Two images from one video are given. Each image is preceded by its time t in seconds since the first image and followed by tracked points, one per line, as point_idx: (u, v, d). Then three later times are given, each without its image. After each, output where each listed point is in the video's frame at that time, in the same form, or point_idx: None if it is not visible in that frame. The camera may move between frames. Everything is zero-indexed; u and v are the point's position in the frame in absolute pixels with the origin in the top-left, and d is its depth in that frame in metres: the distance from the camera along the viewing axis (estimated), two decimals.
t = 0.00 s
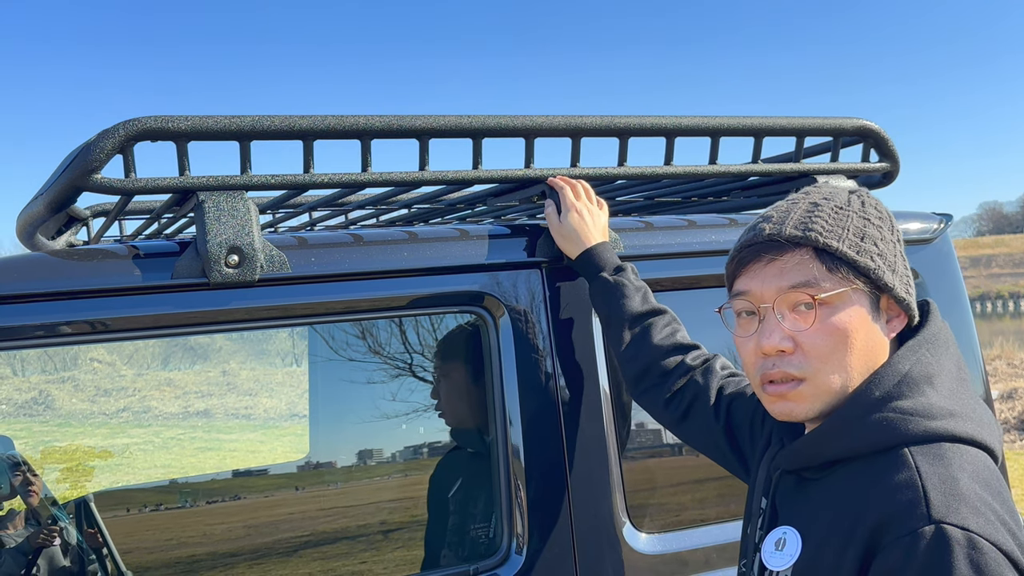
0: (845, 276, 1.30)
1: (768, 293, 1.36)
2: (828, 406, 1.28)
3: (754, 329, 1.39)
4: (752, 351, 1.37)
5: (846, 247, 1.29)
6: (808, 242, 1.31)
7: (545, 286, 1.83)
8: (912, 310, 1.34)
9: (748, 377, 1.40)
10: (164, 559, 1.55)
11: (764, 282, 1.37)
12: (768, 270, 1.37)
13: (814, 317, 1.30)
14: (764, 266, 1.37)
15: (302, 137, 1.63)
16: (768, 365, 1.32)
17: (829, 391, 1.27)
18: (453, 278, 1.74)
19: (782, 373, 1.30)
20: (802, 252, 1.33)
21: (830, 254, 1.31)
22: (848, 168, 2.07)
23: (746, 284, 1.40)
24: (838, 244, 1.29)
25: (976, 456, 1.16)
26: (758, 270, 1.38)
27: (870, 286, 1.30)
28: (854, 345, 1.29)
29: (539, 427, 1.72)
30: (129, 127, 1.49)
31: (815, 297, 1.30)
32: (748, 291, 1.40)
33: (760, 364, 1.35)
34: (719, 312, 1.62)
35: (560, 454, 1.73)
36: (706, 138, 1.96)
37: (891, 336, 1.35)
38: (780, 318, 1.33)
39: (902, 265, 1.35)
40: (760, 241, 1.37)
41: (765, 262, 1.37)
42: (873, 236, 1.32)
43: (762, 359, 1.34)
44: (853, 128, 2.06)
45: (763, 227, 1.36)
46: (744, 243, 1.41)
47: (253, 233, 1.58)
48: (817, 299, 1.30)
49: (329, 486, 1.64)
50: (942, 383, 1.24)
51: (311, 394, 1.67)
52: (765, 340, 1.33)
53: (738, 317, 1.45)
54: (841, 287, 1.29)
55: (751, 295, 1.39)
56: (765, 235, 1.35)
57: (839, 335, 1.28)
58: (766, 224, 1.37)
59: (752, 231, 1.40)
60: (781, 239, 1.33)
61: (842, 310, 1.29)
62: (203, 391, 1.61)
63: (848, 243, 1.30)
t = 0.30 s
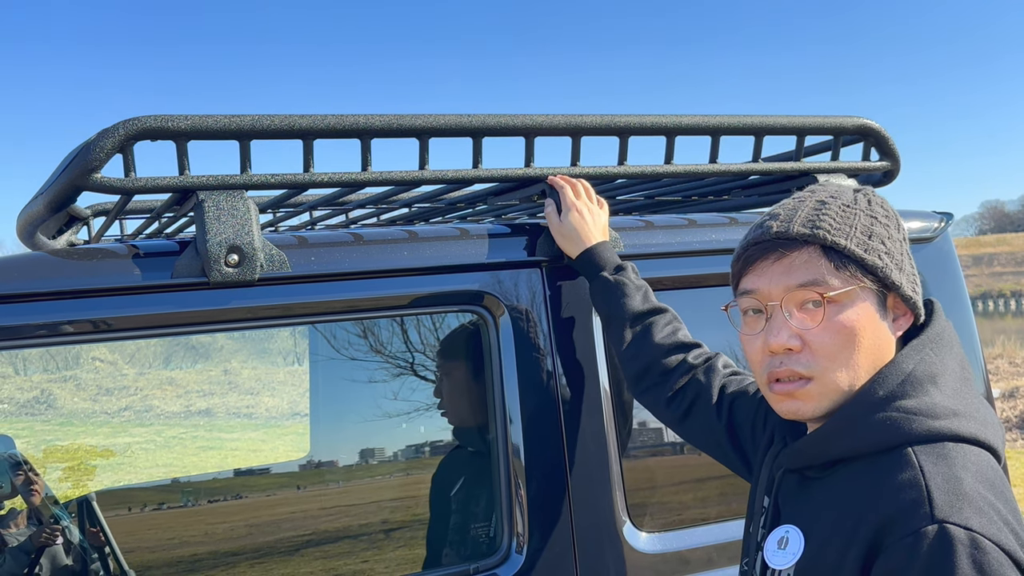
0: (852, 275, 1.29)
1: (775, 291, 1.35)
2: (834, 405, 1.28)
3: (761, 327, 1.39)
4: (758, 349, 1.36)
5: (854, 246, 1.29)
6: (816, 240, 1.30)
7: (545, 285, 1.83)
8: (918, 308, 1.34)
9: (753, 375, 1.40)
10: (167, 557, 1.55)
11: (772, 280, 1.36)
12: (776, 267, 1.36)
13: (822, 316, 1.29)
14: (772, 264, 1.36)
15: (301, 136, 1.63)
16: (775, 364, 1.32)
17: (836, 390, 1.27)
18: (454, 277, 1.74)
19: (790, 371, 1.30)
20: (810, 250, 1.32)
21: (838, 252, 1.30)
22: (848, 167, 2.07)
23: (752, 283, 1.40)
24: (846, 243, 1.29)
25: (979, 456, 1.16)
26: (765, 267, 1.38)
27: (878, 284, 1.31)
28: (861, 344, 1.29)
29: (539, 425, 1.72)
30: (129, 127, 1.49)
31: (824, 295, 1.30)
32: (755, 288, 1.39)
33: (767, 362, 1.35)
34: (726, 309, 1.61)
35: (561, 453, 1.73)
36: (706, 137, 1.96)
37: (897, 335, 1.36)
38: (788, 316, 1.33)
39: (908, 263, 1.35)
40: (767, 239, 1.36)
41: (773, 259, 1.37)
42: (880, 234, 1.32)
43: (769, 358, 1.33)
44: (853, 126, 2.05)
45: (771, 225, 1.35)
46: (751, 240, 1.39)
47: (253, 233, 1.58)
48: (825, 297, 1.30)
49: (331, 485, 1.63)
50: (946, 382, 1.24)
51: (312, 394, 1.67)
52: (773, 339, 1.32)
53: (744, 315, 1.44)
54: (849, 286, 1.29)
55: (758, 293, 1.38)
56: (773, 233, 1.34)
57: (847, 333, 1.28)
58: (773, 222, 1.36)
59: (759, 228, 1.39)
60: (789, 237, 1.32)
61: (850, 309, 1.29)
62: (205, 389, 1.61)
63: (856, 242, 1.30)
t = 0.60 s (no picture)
0: (857, 272, 1.29)
1: (780, 289, 1.35)
2: (839, 403, 1.28)
3: (765, 325, 1.39)
4: (763, 347, 1.36)
5: (859, 243, 1.29)
6: (821, 238, 1.30)
7: (545, 284, 1.83)
8: (921, 306, 1.34)
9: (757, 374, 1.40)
10: (168, 557, 1.55)
11: (776, 278, 1.36)
12: (780, 265, 1.36)
13: (827, 313, 1.29)
14: (776, 262, 1.36)
15: (301, 135, 1.63)
16: (780, 362, 1.32)
17: (841, 387, 1.27)
18: (454, 276, 1.74)
19: (795, 369, 1.30)
20: (814, 248, 1.32)
21: (843, 250, 1.30)
22: (848, 166, 2.06)
23: (757, 281, 1.39)
24: (851, 240, 1.29)
25: (982, 454, 1.16)
26: (770, 266, 1.37)
27: (882, 282, 1.30)
28: (866, 342, 1.28)
29: (539, 424, 1.72)
30: (128, 126, 1.49)
31: (828, 293, 1.29)
32: (759, 287, 1.39)
33: (771, 360, 1.35)
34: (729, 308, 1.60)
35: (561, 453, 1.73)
36: (706, 135, 1.96)
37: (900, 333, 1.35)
38: (793, 314, 1.33)
39: (912, 260, 1.35)
40: (771, 237, 1.36)
41: (777, 258, 1.36)
42: (884, 232, 1.32)
43: (773, 356, 1.33)
44: (854, 125, 2.05)
45: (774, 223, 1.35)
46: (755, 239, 1.39)
47: (253, 232, 1.57)
48: (830, 295, 1.29)
49: (331, 484, 1.63)
50: (949, 380, 1.24)
51: (313, 393, 1.67)
52: (777, 337, 1.32)
53: (748, 313, 1.44)
54: (853, 283, 1.29)
55: (762, 292, 1.38)
56: (777, 231, 1.34)
57: (851, 331, 1.27)
58: (777, 220, 1.35)
59: (762, 226, 1.38)
60: (793, 235, 1.32)
61: (855, 307, 1.28)
62: (206, 389, 1.61)
63: (860, 239, 1.29)
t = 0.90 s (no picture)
0: (861, 272, 1.29)
1: (784, 289, 1.35)
2: (843, 402, 1.28)
3: (769, 324, 1.39)
4: (767, 347, 1.36)
5: (863, 243, 1.29)
6: (825, 237, 1.30)
7: (546, 283, 1.83)
8: (926, 305, 1.34)
9: (762, 373, 1.40)
10: (168, 556, 1.55)
11: (780, 277, 1.36)
12: (784, 265, 1.36)
13: (831, 313, 1.29)
14: (780, 262, 1.36)
15: (302, 135, 1.63)
16: (784, 361, 1.32)
17: (846, 387, 1.27)
18: (454, 275, 1.74)
19: (799, 369, 1.30)
20: (818, 247, 1.32)
21: (847, 249, 1.30)
22: (849, 165, 2.06)
23: (761, 280, 1.39)
24: (855, 239, 1.28)
25: (988, 453, 1.16)
26: (774, 265, 1.37)
27: (886, 281, 1.30)
28: (870, 341, 1.28)
29: (540, 423, 1.72)
30: (129, 126, 1.49)
31: (832, 292, 1.29)
32: (763, 286, 1.38)
33: (775, 360, 1.35)
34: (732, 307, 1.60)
35: (563, 452, 1.73)
36: (707, 135, 1.96)
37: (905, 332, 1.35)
38: (797, 314, 1.33)
39: (916, 259, 1.35)
40: (775, 236, 1.36)
41: (781, 257, 1.36)
42: (888, 231, 1.32)
43: (778, 355, 1.33)
44: (854, 124, 2.05)
45: (779, 222, 1.35)
46: (759, 238, 1.39)
47: (253, 231, 1.57)
48: (834, 295, 1.29)
49: (332, 483, 1.63)
50: (955, 379, 1.24)
51: (314, 392, 1.67)
52: (781, 336, 1.32)
53: (751, 312, 1.44)
54: (857, 282, 1.29)
55: (766, 291, 1.38)
56: (781, 231, 1.33)
57: (856, 330, 1.27)
58: (781, 219, 1.35)
59: (767, 226, 1.38)
60: (797, 234, 1.32)
61: (859, 306, 1.28)
62: (206, 389, 1.61)
63: (864, 238, 1.29)
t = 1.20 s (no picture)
0: (864, 272, 1.29)
1: (786, 288, 1.35)
2: (845, 402, 1.28)
3: (772, 323, 1.39)
4: (770, 346, 1.36)
5: (866, 243, 1.29)
6: (828, 237, 1.30)
7: (546, 282, 1.83)
8: (931, 306, 1.33)
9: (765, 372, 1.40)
10: (169, 556, 1.55)
11: (783, 277, 1.36)
12: (787, 264, 1.36)
13: (834, 313, 1.29)
14: (783, 261, 1.36)
15: (302, 134, 1.63)
16: (786, 361, 1.32)
17: (848, 387, 1.27)
18: (455, 275, 1.74)
19: (801, 368, 1.30)
20: (821, 247, 1.32)
21: (850, 249, 1.30)
22: (850, 164, 2.06)
23: (763, 279, 1.39)
24: (858, 239, 1.28)
25: (994, 454, 1.16)
26: (777, 265, 1.37)
27: (890, 281, 1.30)
28: (873, 341, 1.28)
29: (540, 423, 1.72)
30: (129, 126, 1.49)
31: (835, 292, 1.29)
32: (766, 285, 1.39)
33: (778, 359, 1.35)
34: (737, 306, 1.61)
35: (563, 451, 1.73)
36: (707, 134, 1.96)
37: (909, 331, 1.35)
38: (799, 313, 1.33)
39: (921, 259, 1.34)
40: (779, 236, 1.36)
41: (784, 257, 1.36)
42: (893, 231, 1.31)
43: (780, 355, 1.33)
44: (854, 123, 2.05)
45: (782, 222, 1.35)
46: (763, 237, 1.39)
47: (253, 230, 1.57)
48: (836, 294, 1.29)
49: (332, 483, 1.63)
50: (961, 380, 1.24)
51: (315, 392, 1.67)
52: (783, 336, 1.32)
53: (755, 311, 1.44)
54: (860, 283, 1.29)
55: (769, 290, 1.38)
56: (784, 230, 1.34)
57: (858, 331, 1.27)
58: (784, 218, 1.35)
59: (770, 225, 1.38)
60: (800, 234, 1.32)
61: (862, 307, 1.28)
62: (206, 388, 1.61)
63: (868, 238, 1.29)
